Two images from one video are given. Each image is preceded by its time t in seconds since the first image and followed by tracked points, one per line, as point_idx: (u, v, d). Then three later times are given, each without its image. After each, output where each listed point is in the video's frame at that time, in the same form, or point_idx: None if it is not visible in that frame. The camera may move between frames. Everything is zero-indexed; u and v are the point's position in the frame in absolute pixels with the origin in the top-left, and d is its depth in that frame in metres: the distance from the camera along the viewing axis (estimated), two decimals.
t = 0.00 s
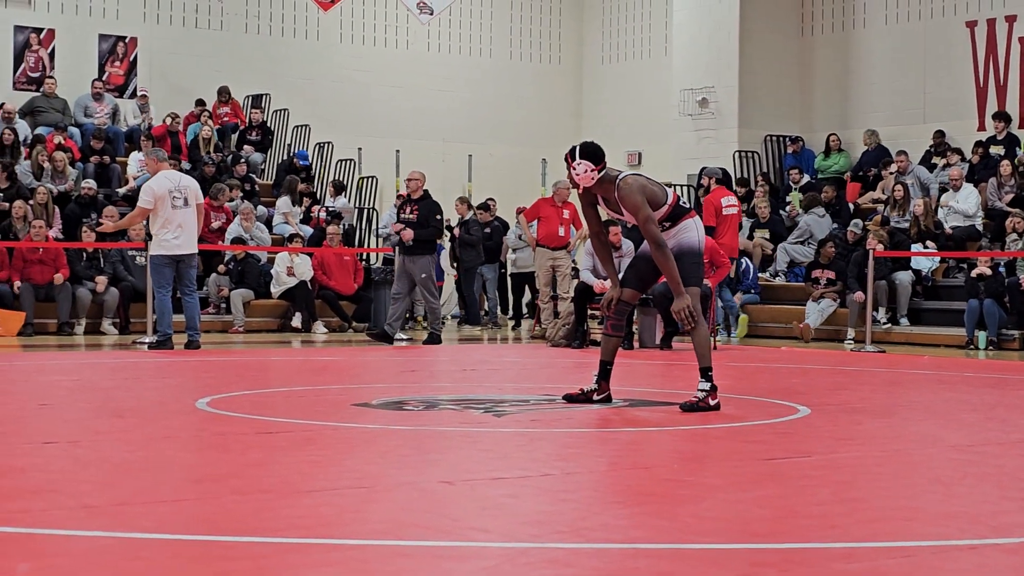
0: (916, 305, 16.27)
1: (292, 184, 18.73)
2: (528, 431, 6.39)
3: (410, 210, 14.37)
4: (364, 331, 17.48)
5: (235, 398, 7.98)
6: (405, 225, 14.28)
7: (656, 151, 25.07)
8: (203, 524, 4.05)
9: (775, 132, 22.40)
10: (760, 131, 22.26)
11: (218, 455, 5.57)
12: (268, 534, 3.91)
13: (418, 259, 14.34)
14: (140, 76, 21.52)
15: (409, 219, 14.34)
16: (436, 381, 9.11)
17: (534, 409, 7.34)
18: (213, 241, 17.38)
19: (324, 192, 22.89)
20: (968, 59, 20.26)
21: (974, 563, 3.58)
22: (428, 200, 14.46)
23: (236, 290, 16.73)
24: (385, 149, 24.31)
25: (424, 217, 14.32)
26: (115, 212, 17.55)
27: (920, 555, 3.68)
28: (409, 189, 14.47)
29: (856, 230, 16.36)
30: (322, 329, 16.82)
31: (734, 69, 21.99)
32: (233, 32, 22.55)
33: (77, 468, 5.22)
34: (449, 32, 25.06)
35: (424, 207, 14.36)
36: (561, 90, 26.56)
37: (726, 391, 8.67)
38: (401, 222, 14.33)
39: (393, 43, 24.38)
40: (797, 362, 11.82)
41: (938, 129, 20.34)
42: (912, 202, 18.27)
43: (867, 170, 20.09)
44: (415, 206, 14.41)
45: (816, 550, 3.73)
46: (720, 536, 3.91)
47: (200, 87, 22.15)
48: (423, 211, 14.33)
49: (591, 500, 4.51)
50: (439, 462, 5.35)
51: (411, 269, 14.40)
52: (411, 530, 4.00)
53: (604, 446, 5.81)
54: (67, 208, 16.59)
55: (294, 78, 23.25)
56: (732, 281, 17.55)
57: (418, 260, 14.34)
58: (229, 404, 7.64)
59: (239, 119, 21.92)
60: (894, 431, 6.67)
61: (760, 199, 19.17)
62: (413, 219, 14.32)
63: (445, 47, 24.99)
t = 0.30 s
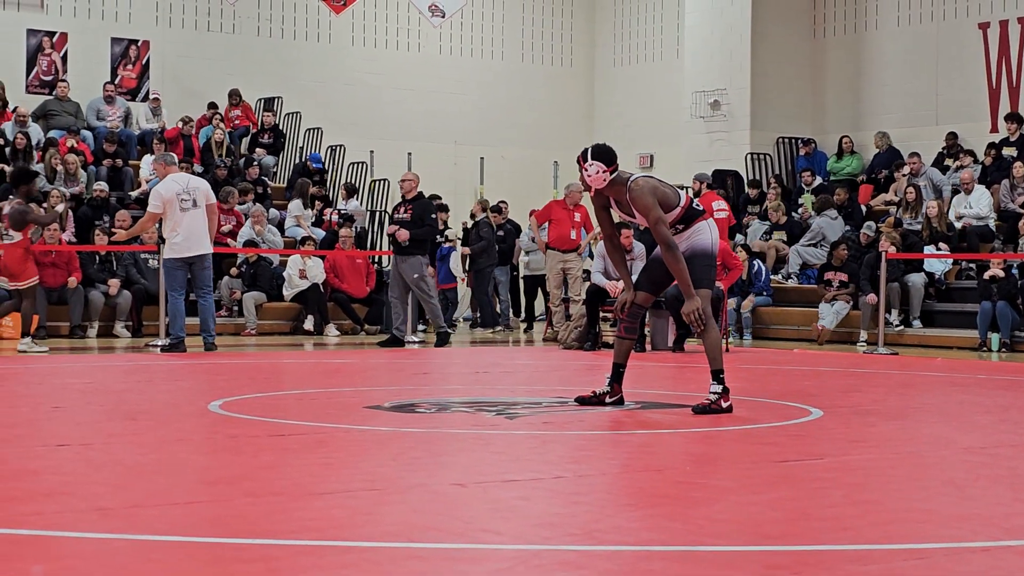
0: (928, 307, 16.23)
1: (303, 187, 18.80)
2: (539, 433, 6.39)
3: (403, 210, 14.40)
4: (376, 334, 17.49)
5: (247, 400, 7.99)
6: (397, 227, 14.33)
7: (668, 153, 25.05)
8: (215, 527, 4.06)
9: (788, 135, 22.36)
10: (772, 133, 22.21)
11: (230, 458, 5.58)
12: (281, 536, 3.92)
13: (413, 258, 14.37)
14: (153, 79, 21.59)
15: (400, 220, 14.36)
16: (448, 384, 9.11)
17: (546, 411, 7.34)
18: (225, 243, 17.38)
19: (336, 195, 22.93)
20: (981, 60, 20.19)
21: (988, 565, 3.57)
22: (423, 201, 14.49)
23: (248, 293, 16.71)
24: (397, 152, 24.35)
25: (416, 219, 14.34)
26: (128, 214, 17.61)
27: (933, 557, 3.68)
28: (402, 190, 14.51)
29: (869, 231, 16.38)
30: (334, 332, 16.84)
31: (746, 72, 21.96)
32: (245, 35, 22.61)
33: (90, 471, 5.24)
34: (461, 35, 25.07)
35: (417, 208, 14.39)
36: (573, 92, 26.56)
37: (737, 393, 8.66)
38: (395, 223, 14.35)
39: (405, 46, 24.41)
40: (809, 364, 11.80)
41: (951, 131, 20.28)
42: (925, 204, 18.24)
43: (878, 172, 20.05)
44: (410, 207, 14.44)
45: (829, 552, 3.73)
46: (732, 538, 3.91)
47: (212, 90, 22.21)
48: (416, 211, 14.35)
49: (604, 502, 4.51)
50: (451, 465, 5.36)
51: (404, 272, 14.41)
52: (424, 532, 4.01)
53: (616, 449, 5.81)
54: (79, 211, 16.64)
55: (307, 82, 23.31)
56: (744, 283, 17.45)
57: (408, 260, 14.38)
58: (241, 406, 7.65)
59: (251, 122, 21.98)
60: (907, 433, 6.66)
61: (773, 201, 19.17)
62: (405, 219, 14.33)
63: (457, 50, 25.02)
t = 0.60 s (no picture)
0: (939, 308, 16.20)
1: (313, 190, 18.84)
2: (550, 434, 6.40)
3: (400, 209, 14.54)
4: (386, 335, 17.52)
5: (258, 402, 8.01)
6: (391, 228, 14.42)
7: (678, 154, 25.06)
8: (226, 529, 4.07)
9: (798, 135, 22.33)
10: (782, 134, 22.19)
11: (242, 459, 5.60)
12: (291, 538, 3.93)
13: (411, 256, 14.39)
14: (163, 81, 21.66)
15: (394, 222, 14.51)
16: (459, 385, 9.12)
17: (556, 413, 7.35)
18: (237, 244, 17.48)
19: (346, 196, 22.98)
20: (991, 61, 20.15)
21: (997, 567, 3.57)
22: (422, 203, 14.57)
23: (258, 295, 16.77)
24: (407, 153, 24.38)
25: (410, 219, 14.40)
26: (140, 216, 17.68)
27: (943, 558, 3.68)
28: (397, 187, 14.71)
29: (879, 233, 16.10)
30: (343, 333, 16.87)
31: (757, 73, 21.95)
32: (256, 37, 22.67)
33: (100, 472, 5.26)
34: (470, 36, 25.10)
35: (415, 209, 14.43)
36: (583, 94, 26.57)
37: (748, 394, 8.65)
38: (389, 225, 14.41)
39: (415, 47, 24.44)
40: (820, 365, 11.80)
41: (961, 132, 20.24)
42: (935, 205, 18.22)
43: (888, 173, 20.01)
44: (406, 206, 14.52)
45: (840, 554, 3.72)
46: (742, 539, 3.91)
47: (222, 92, 22.26)
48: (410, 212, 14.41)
49: (614, 504, 4.51)
50: (462, 466, 5.36)
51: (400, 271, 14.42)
52: (434, 533, 4.01)
53: (626, 450, 5.81)
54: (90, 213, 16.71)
55: (316, 84, 23.36)
56: (754, 284, 17.55)
57: (400, 259, 14.40)
58: (251, 408, 7.67)
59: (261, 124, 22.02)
60: (918, 434, 6.65)
61: (783, 201, 19.18)
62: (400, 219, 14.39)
63: (467, 51, 25.04)
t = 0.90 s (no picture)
0: (947, 308, 16.15)
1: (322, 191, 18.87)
2: (558, 435, 6.40)
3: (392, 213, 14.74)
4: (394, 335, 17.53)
5: (266, 402, 8.02)
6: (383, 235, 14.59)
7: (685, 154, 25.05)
8: (235, 529, 4.08)
9: (805, 136, 22.29)
10: (790, 134, 22.17)
11: (250, 460, 5.60)
12: (301, 538, 3.94)
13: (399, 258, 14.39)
14: (171, 82, 21.69)
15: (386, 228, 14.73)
16: (467, 386, 9.13)
17: (565, 413, 7.35)
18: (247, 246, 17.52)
19: (353, 196, 23.02)
20: (999, 61, 20.12)
21: (1005, 567, 3.57)
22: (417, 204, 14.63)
23: (267, 295, 16.78)
24: (415, 154, 24.40)
25: (400, 221, 14.53)
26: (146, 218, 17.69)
27: (951, 558, 3.67)
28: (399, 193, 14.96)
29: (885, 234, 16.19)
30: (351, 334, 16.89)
31: (765, 73, 21.92)
32: (264, 38, 22.71)
33: (109, 473, 5.27)
34: (478, 37, 25.12)
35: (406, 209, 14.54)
36: (590, 94, 26.57)
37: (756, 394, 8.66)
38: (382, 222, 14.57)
39: (423, 48, 24.46)
40: (828, 366, 11.78)
41: (969, 132, 20.22)
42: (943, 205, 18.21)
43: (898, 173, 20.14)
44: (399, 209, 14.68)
45: (849, 554, 3.72)
46: (751, 540, 3.91)
47: (230, 93, 22.29)
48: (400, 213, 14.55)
49: (622, 504, 4.51)
50: (470, 466, 5.37)
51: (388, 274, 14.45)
52: (443, 533, 4.02)
53: (634, 450, 5.81)
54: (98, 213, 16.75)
55: (325, 84, 23.40)
56: (762, 284, 17.53)
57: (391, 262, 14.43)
58: (259, 408, 7.68)
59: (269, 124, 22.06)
60: (926, 434, 6.65)
61: (792, 201, 19.19)
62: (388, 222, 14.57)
63: (474, 51, 25.06)
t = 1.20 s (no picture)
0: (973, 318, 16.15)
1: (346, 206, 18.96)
2: (581, 447, 6.40)
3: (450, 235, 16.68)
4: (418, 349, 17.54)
5: (290, 416, 8.05)
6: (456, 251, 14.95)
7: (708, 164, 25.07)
8: (259, 542, 4.10)
9: (829, 146, 22.22)
10: (813, 144, 22.11)
11: (275, 474, 5.63)
12: (325, 552, 3.96)
13: (469, 268, 14.54)
14: (195, 97, 21.85)
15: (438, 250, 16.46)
16: (490, 398, 9.14)
17: (589, 425, 7.35)
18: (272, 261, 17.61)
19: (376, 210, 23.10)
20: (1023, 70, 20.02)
21: None
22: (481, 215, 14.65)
23: (291, 309, 16.89)
24: (437, 167, 24.48)
25: (466, 234, 14.71)
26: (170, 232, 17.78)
27: (978, 569, 3.65)
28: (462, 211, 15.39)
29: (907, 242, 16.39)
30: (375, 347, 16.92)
31: (788, 83, 21.89)
32: (288, 52, 22.84)
33: (134, 487, 5.30)
34: (500, 50, 25.18)
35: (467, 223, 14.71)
36: (612, 105, 26.57)
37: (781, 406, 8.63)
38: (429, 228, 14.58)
39: (445, 61, 24.54)
40: (855, 376, 11.73)
41: (993, 141, 20.11)
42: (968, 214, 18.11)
43: (925, 183, 20.08)
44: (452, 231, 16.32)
45: (873, 565, 3.71)
46: (774, 551, 3.90)
47: (252, 108, 22.41)
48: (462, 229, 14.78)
49: (646, 517, 4.51)
50: (493, 479, 5.37)
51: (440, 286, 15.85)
52: (467, 546, 4.03)
53: (658, 462, 5.81)
54: (123, 227, 16.91)
55: (348, 98, 23.51)
56: (787, 295, 17.56)
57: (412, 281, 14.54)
58: (284, 422, 7.71)
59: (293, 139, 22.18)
60: (953, 445, 6.61)
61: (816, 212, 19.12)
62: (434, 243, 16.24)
63: (497, 64, 25.12)
